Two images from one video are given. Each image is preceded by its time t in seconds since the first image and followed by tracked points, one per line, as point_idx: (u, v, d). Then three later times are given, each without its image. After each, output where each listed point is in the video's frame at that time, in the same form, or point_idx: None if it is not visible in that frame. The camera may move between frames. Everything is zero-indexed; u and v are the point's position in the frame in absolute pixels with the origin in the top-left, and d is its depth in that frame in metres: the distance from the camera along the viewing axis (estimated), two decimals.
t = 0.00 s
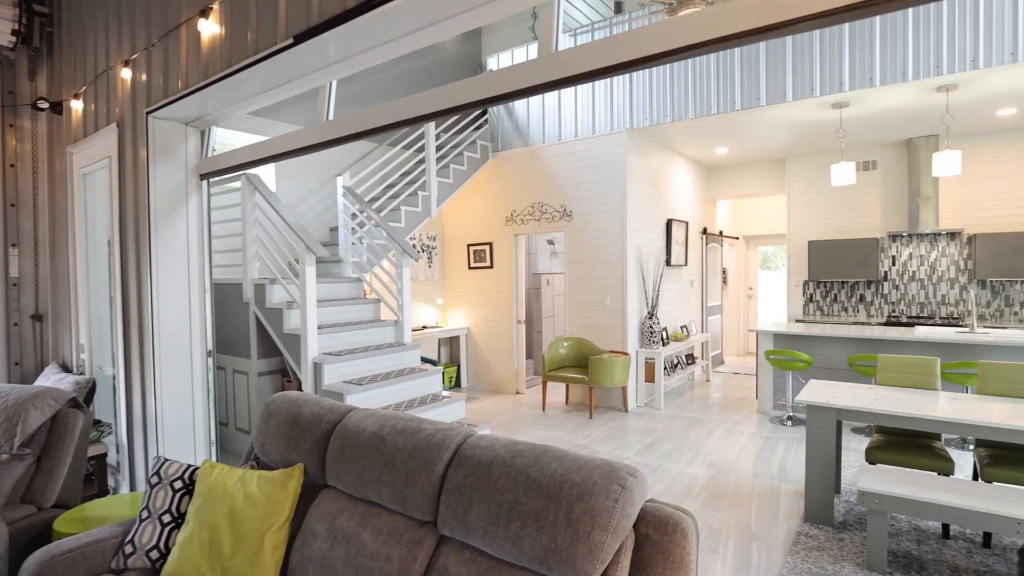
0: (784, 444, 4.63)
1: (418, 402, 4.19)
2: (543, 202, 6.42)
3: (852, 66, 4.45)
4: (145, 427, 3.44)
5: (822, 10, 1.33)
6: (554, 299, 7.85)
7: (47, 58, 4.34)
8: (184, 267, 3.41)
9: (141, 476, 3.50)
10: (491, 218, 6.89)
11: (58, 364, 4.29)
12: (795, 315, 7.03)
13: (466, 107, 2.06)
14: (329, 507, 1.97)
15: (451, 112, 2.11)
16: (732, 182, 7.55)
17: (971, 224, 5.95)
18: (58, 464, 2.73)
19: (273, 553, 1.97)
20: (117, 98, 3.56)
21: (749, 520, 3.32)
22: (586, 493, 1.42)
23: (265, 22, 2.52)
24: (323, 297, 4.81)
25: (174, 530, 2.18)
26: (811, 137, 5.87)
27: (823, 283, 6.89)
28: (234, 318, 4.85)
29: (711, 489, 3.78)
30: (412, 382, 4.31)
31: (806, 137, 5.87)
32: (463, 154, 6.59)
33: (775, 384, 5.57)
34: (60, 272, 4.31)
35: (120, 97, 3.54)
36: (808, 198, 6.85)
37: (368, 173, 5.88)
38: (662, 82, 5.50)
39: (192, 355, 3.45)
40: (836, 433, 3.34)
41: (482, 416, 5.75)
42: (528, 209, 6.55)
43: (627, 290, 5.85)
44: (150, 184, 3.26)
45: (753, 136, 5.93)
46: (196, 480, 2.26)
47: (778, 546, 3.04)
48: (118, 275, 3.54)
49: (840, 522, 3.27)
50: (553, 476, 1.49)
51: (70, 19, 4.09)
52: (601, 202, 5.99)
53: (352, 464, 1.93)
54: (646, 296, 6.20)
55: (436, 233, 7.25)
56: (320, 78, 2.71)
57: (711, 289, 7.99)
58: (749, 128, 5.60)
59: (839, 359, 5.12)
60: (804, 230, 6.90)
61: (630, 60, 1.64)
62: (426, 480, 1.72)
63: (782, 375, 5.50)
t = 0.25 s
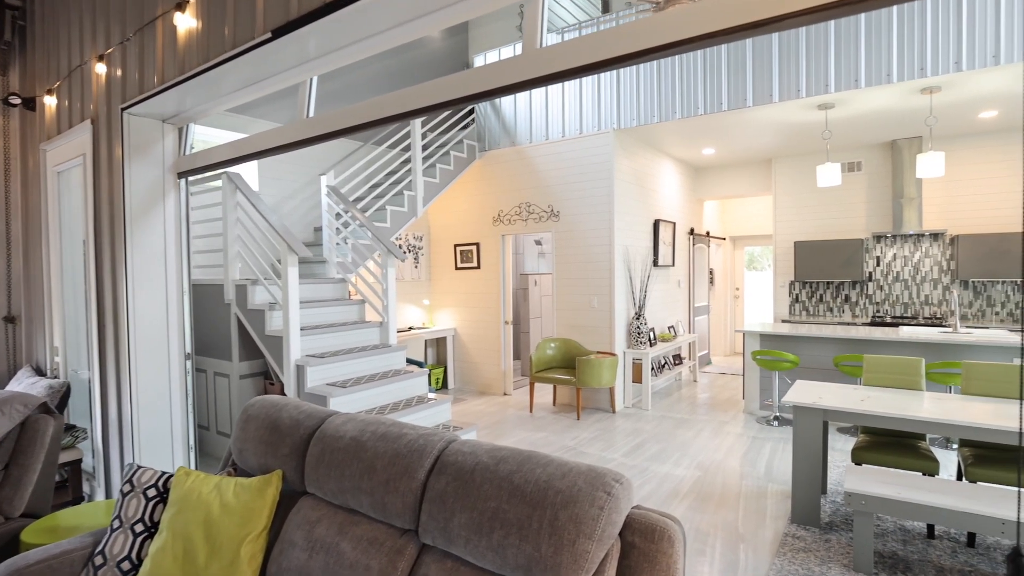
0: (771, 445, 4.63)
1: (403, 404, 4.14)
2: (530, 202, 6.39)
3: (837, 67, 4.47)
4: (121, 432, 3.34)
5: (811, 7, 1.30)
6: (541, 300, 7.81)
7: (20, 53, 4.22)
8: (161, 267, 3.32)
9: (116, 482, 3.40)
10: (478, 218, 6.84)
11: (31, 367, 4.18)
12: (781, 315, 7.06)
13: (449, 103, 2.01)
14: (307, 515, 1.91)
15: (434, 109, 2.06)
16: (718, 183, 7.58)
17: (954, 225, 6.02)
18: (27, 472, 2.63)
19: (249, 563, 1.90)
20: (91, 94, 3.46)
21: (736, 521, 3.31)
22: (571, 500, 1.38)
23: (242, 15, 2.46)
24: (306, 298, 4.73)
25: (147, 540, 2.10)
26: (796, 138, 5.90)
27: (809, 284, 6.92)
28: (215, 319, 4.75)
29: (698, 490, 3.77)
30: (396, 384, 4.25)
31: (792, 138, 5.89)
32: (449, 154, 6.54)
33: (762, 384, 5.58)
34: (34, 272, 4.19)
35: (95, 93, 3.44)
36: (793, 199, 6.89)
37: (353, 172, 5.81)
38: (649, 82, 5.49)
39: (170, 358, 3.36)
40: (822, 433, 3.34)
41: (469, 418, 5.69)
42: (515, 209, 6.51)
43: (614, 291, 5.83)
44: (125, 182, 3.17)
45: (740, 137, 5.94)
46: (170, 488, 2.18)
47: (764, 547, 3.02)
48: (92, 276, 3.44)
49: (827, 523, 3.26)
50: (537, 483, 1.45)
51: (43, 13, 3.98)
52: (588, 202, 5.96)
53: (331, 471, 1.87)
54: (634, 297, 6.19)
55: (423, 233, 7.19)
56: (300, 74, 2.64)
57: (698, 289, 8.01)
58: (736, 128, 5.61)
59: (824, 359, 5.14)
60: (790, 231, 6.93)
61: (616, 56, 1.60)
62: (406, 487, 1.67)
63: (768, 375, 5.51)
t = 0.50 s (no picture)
0: (758, 445, 4.63)
1: (388, 407, 4.08)
2: (518, 202, 6.34)
3: (824, 68, 4.47)
4: (96, 438, 3.24)
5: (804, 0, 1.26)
6: (529, 300, 7.77)
7: None
8: (137, 268, 3.22)
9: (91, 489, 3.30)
10: (465, 218, 6.79)
11: (3, 371, 4.05)
12: (767, 315, 7.08)
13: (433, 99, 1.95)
14: (285, 524, 1.85)
15: (417, 104, 2.00)
16: (706, 183, 7.59)
17: (937, 226, 6.07)
18: None
19: None
20: (65, 90, 3.36)
21: (724, 523, 3.29)
22: (556, 509, 1.34)
23: (219, 8, 2.38)
24: (289, 299, 4.64)
25: (117, 551, 2.02)
26: (783, 139, 5.92)
27: (796, 284, 6.95)
28: (196, 321, 4.65)
29: (686, 492, 3.74)
30: (382, 387, 4.19)
31: (779, 138, 5.90)
32: (436, 153, 6.47)
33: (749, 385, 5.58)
34: (6, 273, 4.06)
35: (68, 88, 3.33)
36: (780, 200, 6.92)
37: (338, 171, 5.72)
38: (637, 82, 5.47)
39: (147, 361, 3.27)
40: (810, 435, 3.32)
41: (455, 420, 5.63)
42: (503, 209, 6.46)
43: (602, 291, 5.81)
44: (99, 180, 3.07)
45: (726, 137, 5.94)
46: (143, 497, 2.10)
47: (753, 550, 3.00)
48: (66, 277, 3.34)
49: (815, 524, 3.25)
50: (521, 491, 1.41)
51: (15, 5, 3.86)
52: (576, 202, 5.93)
53: (310, 479, 1.80)
54: (621, 298, 6.17)
55: (409, 233, 7.11)
56: (279, 70, 2.57)
57: (686, 289, 8.02)
58: (723, 129, 5.61)
59: (811, 359, 5.15)
60: (776, 232, 6.96)
61: (604, 51, 1.55)
62: (387, 495, 1.61)
63: (755, 375, 5.52)
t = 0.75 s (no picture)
0: (745, 446, 4.62)
1: (373, 410, 4.01)
2: (505, 202, 6.29)
3: (810, 69, 4.48)
4: (67, 444, 3.13)
5: None
6: (516, 301, 7.72)
7: None
8: (111, 269, 3.12)
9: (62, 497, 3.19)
10: (452, 218, 6.72)
11: None
12: (754, 316, 7.09)
13: (412, 96, 1.88)
14: (261, 534, 1.77)
15: (396, 102, 1.94)
16: (693, 184, 7.59)
17: (921, 227, 6.13)
18: None
19: None
20: (35, 84, 3.24)
21: (712, 525, 3.26)
22: (542, 520, 1.28)
23: None
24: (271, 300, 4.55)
25: (84, 565, 1.93)
26: (770, 139, 5.93)
27: (782, 285, 6.97)
28: (175, 323, 4.53)
29: (674, 494, 3.71)
30: (366, 389, 4.12)
31: (766, 138, 5.90)
32: (422, 152, 6.40)
33: (736, 385, 5.58)
34: None
35: (39, 82, 3.22)
36: (767, 200, 6.94)
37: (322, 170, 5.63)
38: (624, 82, 5.45)
39: (121, 365, 3.16)
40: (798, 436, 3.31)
41: (442, 422, 5.57)
42: (490, 208, 6.41)
43: (589, 292, 5.78)
44: (71, 177, 2.96)
45: (713, 138, 5.94)
46: (112, 507, 2.01)
47: (741, 553, 2.98)
48: (36, 277, 3.22)
49: (803, 525, 3.23)
50: (505, 500, 1.35)
51: None
52: (563, 202, 5.89)
53: (286, 487, 1.73)
54: (609, 298, 6.14)
55: (395, 233, 7.03)
56: (258, 64, 2.49)
57: (673, 290, 8.02)
58: (710, 129, 5.61)
59: (798, 359, 5.16)
60: (763, 232, 6.97)
61: (590, 46, 1.49)
62: (367, 505, 1.55)
63: (743, 375, 5.51)
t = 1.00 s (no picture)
0: (733, 447, 4.60)
1: (357, 413, 3.93)
2: (492, 202, 6.23)
3: (798, 69, 4.47)
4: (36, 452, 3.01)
5: None
6: (504, 301, 7.66)
7: None
8: (83, 270, 3.01)
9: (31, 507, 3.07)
10: (438, 218, 6.65)
11: None
12: (741, 316, 7.10)
13: (393, 92, 1.81)
14: (235, 548, 1.70)
15: (376, 98, 1.87)
16: (681, 184, 7.59)
17: (906, 228, 6.17)
18: None
19: None
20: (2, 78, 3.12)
21: (701, 529, 3.22)
22: (527, 533, 1.23)
23: None
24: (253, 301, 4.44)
25: None
26: (757, 140, 5.93)
27: (769, 285, 6.98)
28: (153, 325, 4.41)
29: (662, 497, 3.68)
30: (350, 392, 4.04)
31: (753, 139, 5.91)
32: (408, 151, 6.32)
33: (724, 386, 5.57)
34: None
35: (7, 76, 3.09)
36: (754, 201, 6.96)
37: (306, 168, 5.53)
38: (612, 81, 5.42)
39: (94, 369, 3.06)
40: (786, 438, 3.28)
41: (428, 425, 5.49)
42: (477, 208, 6.35)
43: (577, 292, 5.74)
44: (39, 175, 2.85)
45: (700, 138, 5.93)
46: (79, 520, 1.92)
47: (730, 556, 2.94)
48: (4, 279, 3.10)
49: (792, 528, 3.19)
50: (489, 513, 1.29)
51: None
52: (551, 202, 5.85)
53: (261, 499, 1.66)
54: (597, 299, 6.11)
55: (381, 233, 6.94)
56: (235, 59, 2.41)
57: (661, 290, 8.01)
58: (697, 130, 5.60)
59: (785, 360, 5.16)
60: (750, 233, 6.98)
61: (577, 40, 1.43)
62: (345, 517, 1.48)
63: (730, 376, 5.51)
